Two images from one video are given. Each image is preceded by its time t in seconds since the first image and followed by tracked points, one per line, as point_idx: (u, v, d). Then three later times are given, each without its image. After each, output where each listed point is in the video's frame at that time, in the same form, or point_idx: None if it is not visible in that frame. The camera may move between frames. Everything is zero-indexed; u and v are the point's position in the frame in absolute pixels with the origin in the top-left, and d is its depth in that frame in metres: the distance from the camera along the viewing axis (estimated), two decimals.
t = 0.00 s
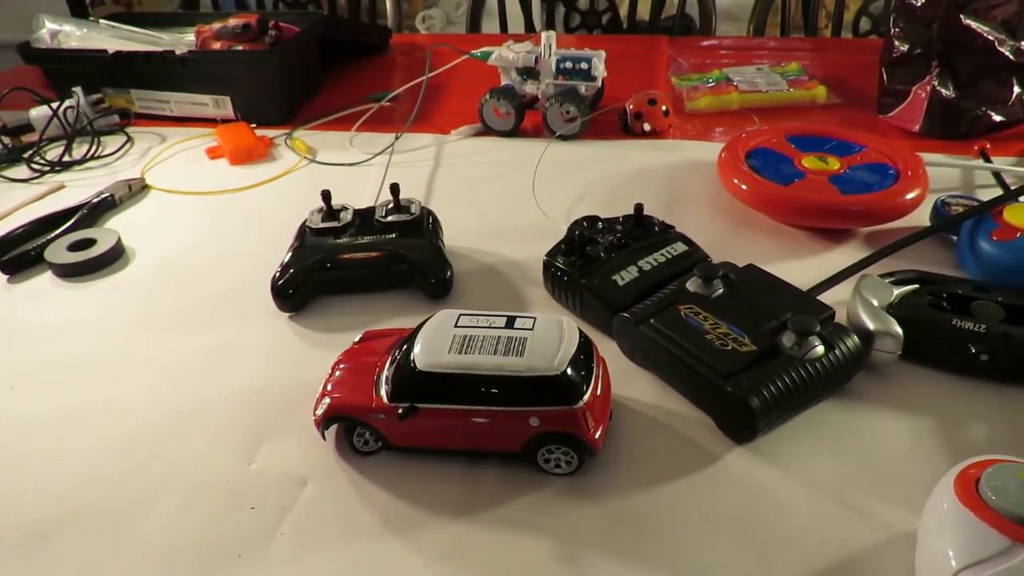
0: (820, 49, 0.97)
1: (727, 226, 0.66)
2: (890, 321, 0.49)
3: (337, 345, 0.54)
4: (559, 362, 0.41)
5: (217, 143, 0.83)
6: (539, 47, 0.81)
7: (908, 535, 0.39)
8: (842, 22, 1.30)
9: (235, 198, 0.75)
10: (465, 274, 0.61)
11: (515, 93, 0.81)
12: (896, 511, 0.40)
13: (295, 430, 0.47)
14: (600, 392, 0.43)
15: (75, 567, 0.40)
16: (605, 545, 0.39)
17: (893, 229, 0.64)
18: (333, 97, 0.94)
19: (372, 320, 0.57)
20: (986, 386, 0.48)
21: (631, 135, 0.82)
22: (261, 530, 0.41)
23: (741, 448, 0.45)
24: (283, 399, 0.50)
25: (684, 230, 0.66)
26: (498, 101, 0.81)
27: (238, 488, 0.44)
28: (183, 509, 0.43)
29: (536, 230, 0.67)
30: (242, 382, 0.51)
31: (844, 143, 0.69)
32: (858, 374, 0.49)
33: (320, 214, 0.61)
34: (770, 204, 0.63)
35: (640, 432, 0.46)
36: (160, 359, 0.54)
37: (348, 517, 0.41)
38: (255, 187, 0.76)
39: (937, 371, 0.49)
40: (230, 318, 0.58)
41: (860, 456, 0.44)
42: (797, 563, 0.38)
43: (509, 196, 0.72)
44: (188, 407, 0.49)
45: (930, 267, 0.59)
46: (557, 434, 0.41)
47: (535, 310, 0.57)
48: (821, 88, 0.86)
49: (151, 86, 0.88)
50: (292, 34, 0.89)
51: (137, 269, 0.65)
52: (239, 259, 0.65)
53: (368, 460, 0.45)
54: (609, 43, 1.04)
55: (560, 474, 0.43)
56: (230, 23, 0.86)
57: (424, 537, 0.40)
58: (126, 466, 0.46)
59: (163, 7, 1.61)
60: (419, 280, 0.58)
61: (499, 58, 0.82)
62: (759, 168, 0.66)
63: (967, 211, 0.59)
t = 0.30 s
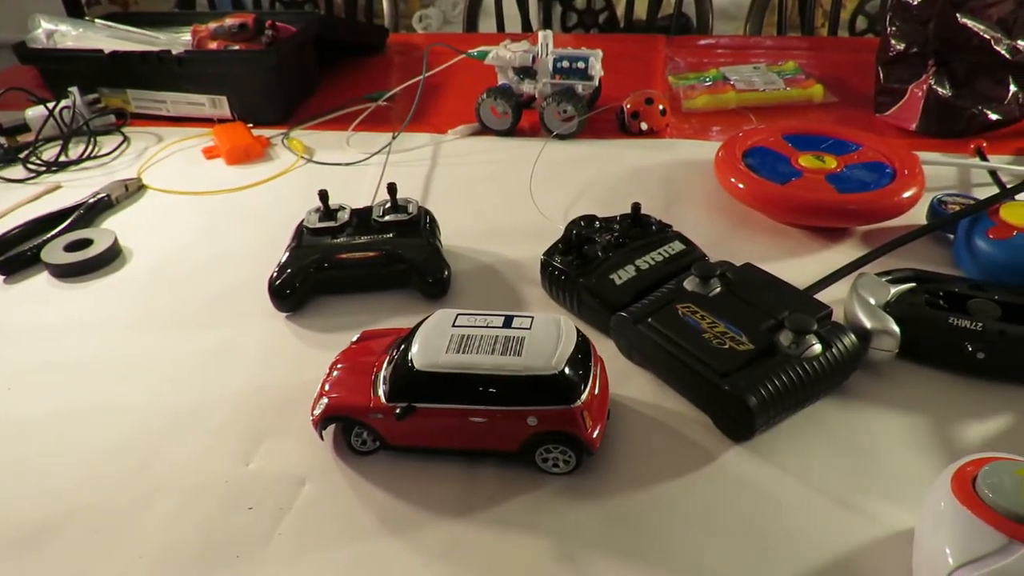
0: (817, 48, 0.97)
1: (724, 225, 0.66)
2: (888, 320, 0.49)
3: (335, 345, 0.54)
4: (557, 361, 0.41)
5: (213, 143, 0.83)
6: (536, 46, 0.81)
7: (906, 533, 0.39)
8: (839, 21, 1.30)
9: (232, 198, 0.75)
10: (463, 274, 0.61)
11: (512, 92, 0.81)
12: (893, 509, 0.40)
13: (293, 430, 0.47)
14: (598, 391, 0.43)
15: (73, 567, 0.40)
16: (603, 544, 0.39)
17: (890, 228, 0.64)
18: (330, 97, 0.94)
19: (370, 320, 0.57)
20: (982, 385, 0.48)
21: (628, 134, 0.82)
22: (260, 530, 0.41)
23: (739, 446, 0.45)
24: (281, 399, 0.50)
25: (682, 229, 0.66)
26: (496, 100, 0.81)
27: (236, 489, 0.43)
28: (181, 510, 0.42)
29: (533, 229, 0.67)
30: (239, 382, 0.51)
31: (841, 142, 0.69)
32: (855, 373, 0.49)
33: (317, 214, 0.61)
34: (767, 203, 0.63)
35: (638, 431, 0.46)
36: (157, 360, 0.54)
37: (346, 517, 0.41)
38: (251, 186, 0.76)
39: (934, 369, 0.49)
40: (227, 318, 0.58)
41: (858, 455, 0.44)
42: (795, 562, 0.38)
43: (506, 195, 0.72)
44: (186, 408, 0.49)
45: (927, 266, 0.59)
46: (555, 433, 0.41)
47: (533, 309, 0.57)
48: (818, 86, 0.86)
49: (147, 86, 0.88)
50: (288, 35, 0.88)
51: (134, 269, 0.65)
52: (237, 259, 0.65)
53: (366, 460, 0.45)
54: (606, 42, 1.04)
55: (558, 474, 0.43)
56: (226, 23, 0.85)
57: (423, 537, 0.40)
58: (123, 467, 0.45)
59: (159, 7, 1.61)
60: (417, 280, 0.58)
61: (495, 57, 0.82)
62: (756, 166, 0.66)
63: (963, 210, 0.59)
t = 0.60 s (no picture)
0: (814, 47, 0.97)
1: (723, 224, 0.66)
2: (885, 319, 0.49)
3: (333, 345, 0.54)
4: (555, 361, 0.41)
5: (211, 143, 0.83)
6: (534, 45, 0.81)
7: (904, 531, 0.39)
8: (836, 20, 1.31)
9: (229, 198, 0.74)
10: (461, 273, 0.61)
11: (510, 91, 0.81)
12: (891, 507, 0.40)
13: (292, 430, 0.47)
14: (596, 391, 0.43)
15: (70, 568, 0.40)
16: (602, 543, 0.39)
17: (887, 227, 0.64)
18: (328, 97, 0.94)
19: (368, 319, 0.57)
20: (980, 383, 0.48)
21: (626, 134, 0.82)
22: (259, 530, 0.41)
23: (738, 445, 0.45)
24: (280, 399, 0.50)
25: (680, 228, 0.66)
26: (493, 100, 0.81)
27: (235, 489, 0.43)
28: (180, 510, 0.42)
29: (532, 229, 0.67)
30: (237, 382, 0.51)
31: (838, 142, 0.69)
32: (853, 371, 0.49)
33: (315, 214, 0.61)
34: (765, 202, 0.63)
35: (637, 430, 0.46)
36: (156, 360, 0.54)
37: (345, 517, 0.41)
38: (249, 186, 0.76)
39: (932, 367, 0.49)
40: (225, 318, 0.58)
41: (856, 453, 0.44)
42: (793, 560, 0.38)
43: (504, 194, 0.72)
44: (184, 408, 0.49)
45: (924, 265, 0.59)
46: (553, 432, 0.41)
47: (531, 308, 0.57)
48: (815, 85, 0.86)
49: (144, 86, 0.88)
50: (287, 34, 0.89)
51: (131, 269, 0.65)
52: (235, 259, 0.65)
53: (364, 460, 0.45)
54: (604, 41, 1.04)
55: (556, 473, 0.43)
56: (223, 22, 0.85)
57: (422, 537, 0.40)
58: (121, 468, 0.45)
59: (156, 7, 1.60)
60: (414, 279, 0.58)
61: (493, 57, 0.82)
62: (754, 166, 0.66)
63: (960, 209, 0.59)
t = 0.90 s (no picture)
0: (812, 46, 0.97)
1: (722, 224, 0.66)
2: (884, 317, 0.49)
3: (332, 344, 0.54)
4: (554, 360, 0.41)
5: (209, 143, 0.83)
6: (532, 45, 0.80)
7: (902, 529, 0.39)
8: (834, 19, 1.31)
9: (228, 198, 0.74)
10: (460, 273, 0.61)
11: (508, 91, 0.81)
12: (890, 506, 0.41)
13: (291, 429, 0.47)
14: (595, 390, 0.43)
15: (68, 569, 0.40)
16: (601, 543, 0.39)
17: (885, 226, 0.64)
18: (326, 96, 0.94)
19: (367, 319, 0.57)
20: (978, 381, 0.48)
21: (624, 133, 0.82)
22: (257, 530, 0.41)
23: (736, 444, 0.45)
24: (279, 399, 0.50)
25: (678, 227, 0.66)
26: (492, 99, 0.80)
27: (233, 489, 0.43)
28: (178, 510, 0.42)
29: (530, 228, 0.67)
30: (235, 382, 0.51)
31: (836, 141, 0.69)
32: (851, 370, 0.49)
33: (314, 214, 0.61)
34: (763, 201, 0.63)
35: (636, 429, 0.46)
36: (154, 361, 0.54)
37: (342, 517, 0.41)
38: (248, 186, 0.76)
39: (930, 366, 0.49)
40: (223, 318, 0.58)
41: (854, 452, 0.44)
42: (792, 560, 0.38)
43: (503, 194, 0.72)
44: (182, 408, 0.49)
45: (922, 263, 0.59)
46: (553, 432, 0.41)
47: (530, 308, 0.57)
48: (813, 84, 0.86)
49: (142, 86, 0.88)
50: (284, 33, 0.89)
51: (129, 269, 0.65)
52: (233, 259, 0.65)
53: (364, 460, 0.45)
54: (603, 41, 1.04)
55: (555, 472, 0.43)
56: (221, 22, 0.85)
57: (421, 536, 0.40)
58: (119, 468, 0.45)
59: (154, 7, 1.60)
60: (413, 279, 0.58)
61: (491, 56, 0.81)
62: (752, 165, 0.66)
63: (958, 208, 0.59)
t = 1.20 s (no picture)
0: (811, 45, 0.97)
1: (720, 223, 0.66)
2: (882, 316, 0.49)
3: (331, 345, 0.54)
4: (553, 360, 0.41)
5: (208, 143, 0.83)
6: (530, 45, 0.80)
7: (901, 528, 0.40)
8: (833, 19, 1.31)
9: (226, 198, 0.74)
10: (459, 273, 0.61)
11: (507, 91, 0.81)
12: (889, 505, 0.41)
13: (290, 430, 0.47)
14: (594, 390, 0.43)
15: (67, 569, 0.40)
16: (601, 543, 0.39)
17: (884, 226, 0.64)
18: (325, 96, 0.94)
19: (366, 319, 0.57)
20: (977, 380, 0.48)
21: (623, 133, 0.82)
22: (257, 530, 0.41)
23: (736, 444, 0.45)
24: (278, 399, 0.50)
25: (677, 227, 0.66)
26: (490, 99, 0.80)
27: (232, 489, 0.43)
28: (178, 510, 0.42)
29: (529, 228, 0.67)
30: (234, 383, 0.51)
31: (835, 140, 0.70)
32: (850, 369, 0.49)
33: (312, 214, 0.61)
34: (762, 200, 0.63)
35: (635, 428, 0.46)
36: (152, 361, 0.54)
37: (342, 517, 0.41)
38: (246, 186, 0.76)
39: (929, 365, 0.49)
40: (223, 318, 0.58)
41: (853, 452, 0.44)
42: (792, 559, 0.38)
43: (501, 194, 0.72)
44: (182, 408, 0.49)
45: (921, 262, 0.59)
46: (552, 431, 0.41)
47: (529, 308, 0.57)
48: (812, 84, 0.86)
49: (140, 87, 0.87)
50: (283, 32, 0.90)
51: (128, 269, 0.65)
52: (232, 259, 0.65)
53: (363, 460, 0.45)
54: (602, 40, 1.04)
55: (555, 472, 0.43)
56: (219, 22, 0.85)
57: (421, 536, 0.40)
58: (119, 468, 0.45)
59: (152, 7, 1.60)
60: (412, 279, 0.58)
61: (490, 56, 0.81)
62: (751, 164, 0.66)
63: (957, 207, 0.59)
